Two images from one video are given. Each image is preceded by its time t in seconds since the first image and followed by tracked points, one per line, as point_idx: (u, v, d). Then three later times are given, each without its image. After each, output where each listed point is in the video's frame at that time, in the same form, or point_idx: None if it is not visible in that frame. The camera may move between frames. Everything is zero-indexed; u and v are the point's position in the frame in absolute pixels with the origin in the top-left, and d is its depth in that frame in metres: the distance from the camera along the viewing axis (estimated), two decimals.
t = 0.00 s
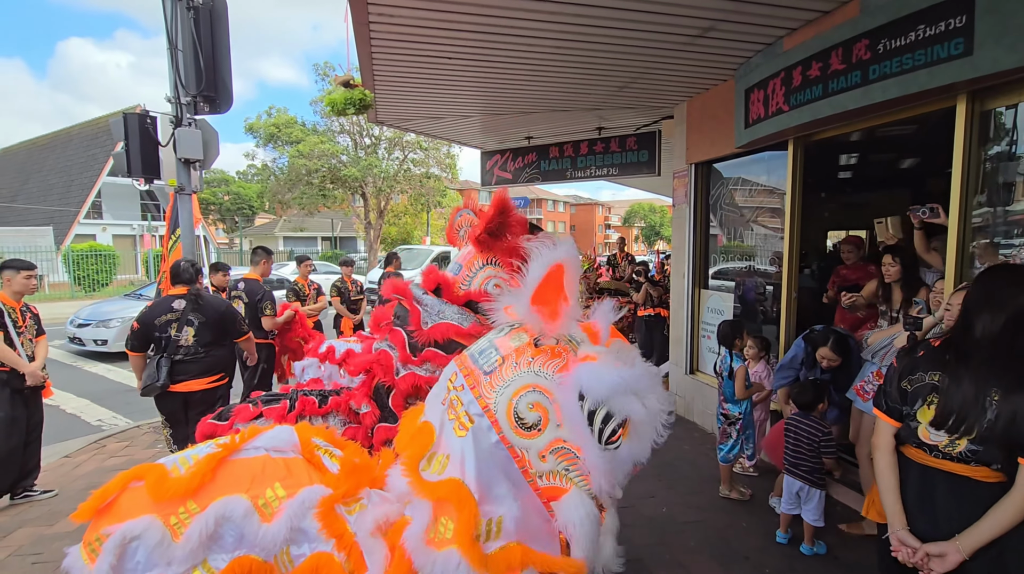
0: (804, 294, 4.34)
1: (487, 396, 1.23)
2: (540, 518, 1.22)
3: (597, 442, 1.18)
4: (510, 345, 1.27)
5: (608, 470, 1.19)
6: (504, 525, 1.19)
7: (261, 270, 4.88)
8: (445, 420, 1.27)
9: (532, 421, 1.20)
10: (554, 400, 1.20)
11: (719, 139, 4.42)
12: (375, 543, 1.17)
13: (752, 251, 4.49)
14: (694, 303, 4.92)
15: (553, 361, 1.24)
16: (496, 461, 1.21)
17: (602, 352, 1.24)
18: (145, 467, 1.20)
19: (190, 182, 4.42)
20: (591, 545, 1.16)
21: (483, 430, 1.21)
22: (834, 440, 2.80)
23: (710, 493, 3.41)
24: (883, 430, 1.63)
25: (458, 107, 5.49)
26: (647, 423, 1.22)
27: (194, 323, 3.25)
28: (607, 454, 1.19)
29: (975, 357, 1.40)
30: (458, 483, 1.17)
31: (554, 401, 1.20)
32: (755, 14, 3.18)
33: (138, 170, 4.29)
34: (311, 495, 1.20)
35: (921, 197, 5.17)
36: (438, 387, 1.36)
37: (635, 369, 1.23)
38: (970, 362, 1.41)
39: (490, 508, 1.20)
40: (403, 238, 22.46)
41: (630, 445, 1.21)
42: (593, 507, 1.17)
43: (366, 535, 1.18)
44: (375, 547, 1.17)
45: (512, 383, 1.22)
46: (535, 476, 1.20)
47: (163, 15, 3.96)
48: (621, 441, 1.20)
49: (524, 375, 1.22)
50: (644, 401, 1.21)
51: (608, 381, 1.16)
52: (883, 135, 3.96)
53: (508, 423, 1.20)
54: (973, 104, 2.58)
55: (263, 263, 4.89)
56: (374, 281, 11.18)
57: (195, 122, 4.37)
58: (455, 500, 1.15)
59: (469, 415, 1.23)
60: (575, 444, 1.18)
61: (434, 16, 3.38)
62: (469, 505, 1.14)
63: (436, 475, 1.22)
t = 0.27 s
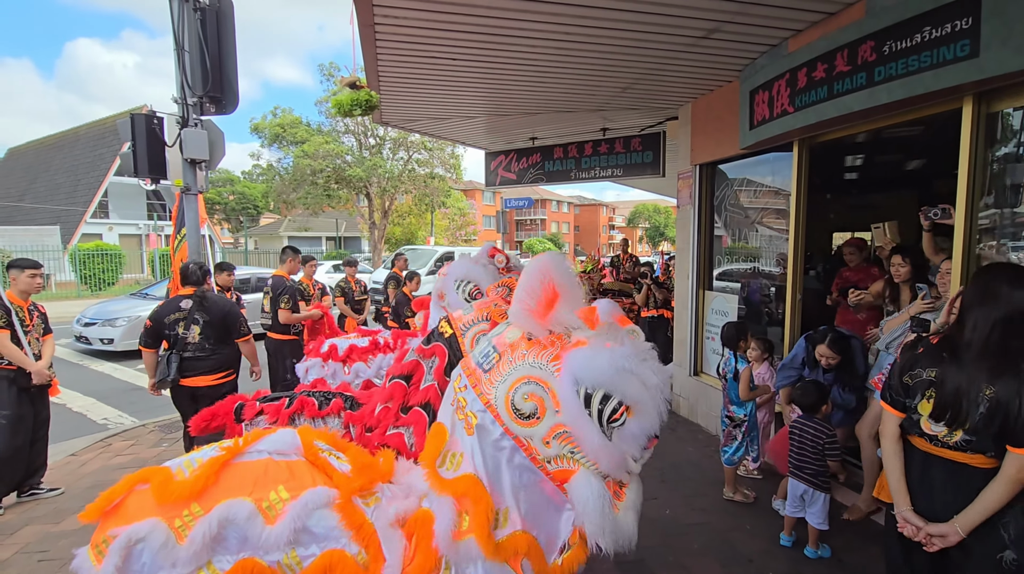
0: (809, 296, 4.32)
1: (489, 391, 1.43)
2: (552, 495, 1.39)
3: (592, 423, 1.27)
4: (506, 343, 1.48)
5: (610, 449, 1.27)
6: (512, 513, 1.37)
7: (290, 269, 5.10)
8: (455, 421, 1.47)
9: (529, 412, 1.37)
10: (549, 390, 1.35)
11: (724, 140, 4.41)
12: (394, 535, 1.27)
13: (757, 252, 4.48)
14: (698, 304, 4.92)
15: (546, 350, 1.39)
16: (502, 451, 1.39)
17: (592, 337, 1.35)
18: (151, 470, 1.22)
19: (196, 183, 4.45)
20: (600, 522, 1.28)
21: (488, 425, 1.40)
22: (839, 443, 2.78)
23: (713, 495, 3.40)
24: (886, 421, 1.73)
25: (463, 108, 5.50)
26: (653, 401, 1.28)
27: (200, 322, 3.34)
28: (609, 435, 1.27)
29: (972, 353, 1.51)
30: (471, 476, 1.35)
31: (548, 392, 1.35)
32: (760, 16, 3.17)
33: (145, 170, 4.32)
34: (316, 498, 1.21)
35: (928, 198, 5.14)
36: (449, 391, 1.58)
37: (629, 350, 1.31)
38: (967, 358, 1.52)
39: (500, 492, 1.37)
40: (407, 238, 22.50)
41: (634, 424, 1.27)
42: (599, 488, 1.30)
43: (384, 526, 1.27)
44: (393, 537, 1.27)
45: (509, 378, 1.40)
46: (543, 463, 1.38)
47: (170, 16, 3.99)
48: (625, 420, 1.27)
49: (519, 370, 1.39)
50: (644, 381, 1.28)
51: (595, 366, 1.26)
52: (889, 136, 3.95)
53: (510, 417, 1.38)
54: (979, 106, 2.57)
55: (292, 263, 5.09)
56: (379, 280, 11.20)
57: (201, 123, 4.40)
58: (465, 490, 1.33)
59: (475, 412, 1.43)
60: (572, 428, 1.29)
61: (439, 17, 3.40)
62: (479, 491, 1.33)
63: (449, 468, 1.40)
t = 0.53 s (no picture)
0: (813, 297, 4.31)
1: (473, 366, 1.40)
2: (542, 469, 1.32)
3: (564, 397, 1.17)
4: (493, 320, 1.42)
5: (587, 425, 1.16)
6: (499, 478, 1.32)
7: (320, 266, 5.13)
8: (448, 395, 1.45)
9: (502, 389, 1.30)
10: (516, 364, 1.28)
11: (728, 141, 4.41)
12: (407, 505, 1.30)
13: (761, 252, 4.46)
14: (701, 305, 4.91)
15: (520, 324, 1.35)
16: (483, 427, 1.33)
17: (562, 304, 1.27)
18: (159, 473, 1.27)
19: (201, 183, 4.46)
20: (582, 501, 1.18)
21: (471, 398, 1.36)
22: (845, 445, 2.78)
23: (717, 496, 3.40)
24: (911, 421, 1.73)
25: (467, 109, 5.51)
26: (634, 367, 1.16)
27: (203, 316, 3.49)
28: (586, 410, 1.16)
29: (984, 344, 1.57)
30: (454, 448, 1.31)
31: (517, 366, 1.28)
32: (765, 17, 3.17)
33: (150, 170, 4.34)
34: (322, 484, 1.27)
35: (933, 200, 5.12)
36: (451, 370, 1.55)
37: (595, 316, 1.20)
38: (980, 350, 1.57)
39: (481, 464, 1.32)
40: (410, 239, 22.60)
41: (619, 396, 1.16)
42: (577, 466, 1.20)
43: (399, 495, 1.32)
44: (404, 508, 1.30)
45: (484, 355, 1.35)
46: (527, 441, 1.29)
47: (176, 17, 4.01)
48: (600, 391, 1.15)
49: (496, 345, 1.33)
50: (618, 346, 1.17)
51: (558, 336, 1.17)
52: (894, 138, 3.94)
53: (484, 394, 1.33)
54: (985, 107, 2.56)
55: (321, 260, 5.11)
56: (382, 281, 11.21)
57: (206, 123, 4.41)
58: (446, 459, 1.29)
59: (462, 387, 1.40)
60: (539, 404, 1.21)
61: (444, 18, 3.41)
62: (464, 464, 1.27)
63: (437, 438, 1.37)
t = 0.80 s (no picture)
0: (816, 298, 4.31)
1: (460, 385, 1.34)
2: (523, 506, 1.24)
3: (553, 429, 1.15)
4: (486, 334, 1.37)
5: (574, 461, 1.14)
6: (484, 515, 1.23)
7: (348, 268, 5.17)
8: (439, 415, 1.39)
9: (490, 413, 1.24)
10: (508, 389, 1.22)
11: (730, 142, 4.41)
12: (384, 508, 1.28)
13: (763, 254, 4.46)
14: (703, 306, 4.92)
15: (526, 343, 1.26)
16: (471, 448, 1.27)
17: (564, 329, 1.22)
18: (173, 452, 1.32)
19: (204, 183, 4.47)
20: (558, 545, 1.14)
21: (457, 419, 1.31)
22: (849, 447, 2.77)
23: (719, 497, 3.40)
24: (983, 431, 1.77)
25: (469, 109, 5.52)
26: (631, 407, 1.13)
27: (218, 314, 3.69)
28: (578, 447, 1.14)
29: None
30: (450, 474, 1.24)
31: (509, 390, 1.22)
32: (768, 18, 3.17)
33: (153, 170, 4.35)
34: (317, 465, 1.28)
35: (935, 202, 5.12)
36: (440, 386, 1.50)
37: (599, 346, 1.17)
38: None
39: (473, 492, 1.22)
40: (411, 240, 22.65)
41: (611, 435, 1.14)
42: (559, 505, 1.16)
43: (378, 496, 1.30)
44: (382, 505, 1.28)
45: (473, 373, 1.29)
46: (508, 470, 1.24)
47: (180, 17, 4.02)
48: (590, 427, 1.13)
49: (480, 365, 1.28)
50: (620, 383, 1.13)
51: (557, 364, 1.15)
52: (897, 139, 3.94)
53: (472, 415, 1.27)
54: (988, 108, 2.56)
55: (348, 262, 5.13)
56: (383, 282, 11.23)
57: (209, 123, 4.42)
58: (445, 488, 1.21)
59: (448, 406, 1.35)
60: (528, 431, 1.17)
61: (447, 19, 3.42)
62: (455, 491, 1.20)
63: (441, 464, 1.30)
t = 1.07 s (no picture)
0: (816, 299, 4.31)
1: (483, 363, 1.33)
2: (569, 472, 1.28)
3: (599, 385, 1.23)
4: (498, 309, 1.36)
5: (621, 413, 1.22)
6: (531, 495, 1.24)
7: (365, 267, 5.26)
8: (455, 401, 1.35)
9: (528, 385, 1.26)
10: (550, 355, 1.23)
11: (730, 143, 4.41)
12: (390, 491, 1.29)
13: (763, 254, 4.46)
14: (703, 306, 4.92)
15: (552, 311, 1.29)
16: (508, 427, 1.27)
17: (593, 290, 1.28)
18: (161, 458, 1.32)
19: (204, 182, 4.46)
20: (622, 491, 1.22)
21: (487, 400, 1.29)
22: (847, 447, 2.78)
23: (719, 497, 3.39)
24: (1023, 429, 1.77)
25: (470, 109, 5.52)
26: (664, 354, 1.24)
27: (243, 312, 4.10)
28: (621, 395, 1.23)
29: None
30: (485, 458, 1.22)
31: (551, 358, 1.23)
32: (769, 18, 3.17)
33: (153, 170, 4.34)
34: (309, 462, 1.28)
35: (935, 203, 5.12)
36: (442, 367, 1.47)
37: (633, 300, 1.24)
38: None
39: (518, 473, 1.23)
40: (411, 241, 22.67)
41: (648, 379, 1.24)
42: (616, 456, 1.24)
43: (379, 484, 1.31)
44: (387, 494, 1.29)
45: (502, 349, 1.29)
46: (551, 436, 1.28)
47: (180, 16, 4.01)
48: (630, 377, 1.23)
49: (508, 338, 1.28)
50: (654, 331, 1.23)
51: (599, 325, 1.20)
52: (897, 139, 3.94)
53: (509, 389, 1.28)
54: (988, 109, 2.56)
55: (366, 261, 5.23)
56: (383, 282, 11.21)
57: (209, 123, 4.42)
58: (479, 472, 1.20)
59: (471, 389, 1.32)
60: (577, 391, 1.24)
61: (448, 19, 3.42)
62: (497, 475, 1.19)
63: (459, 451, 1.27)
